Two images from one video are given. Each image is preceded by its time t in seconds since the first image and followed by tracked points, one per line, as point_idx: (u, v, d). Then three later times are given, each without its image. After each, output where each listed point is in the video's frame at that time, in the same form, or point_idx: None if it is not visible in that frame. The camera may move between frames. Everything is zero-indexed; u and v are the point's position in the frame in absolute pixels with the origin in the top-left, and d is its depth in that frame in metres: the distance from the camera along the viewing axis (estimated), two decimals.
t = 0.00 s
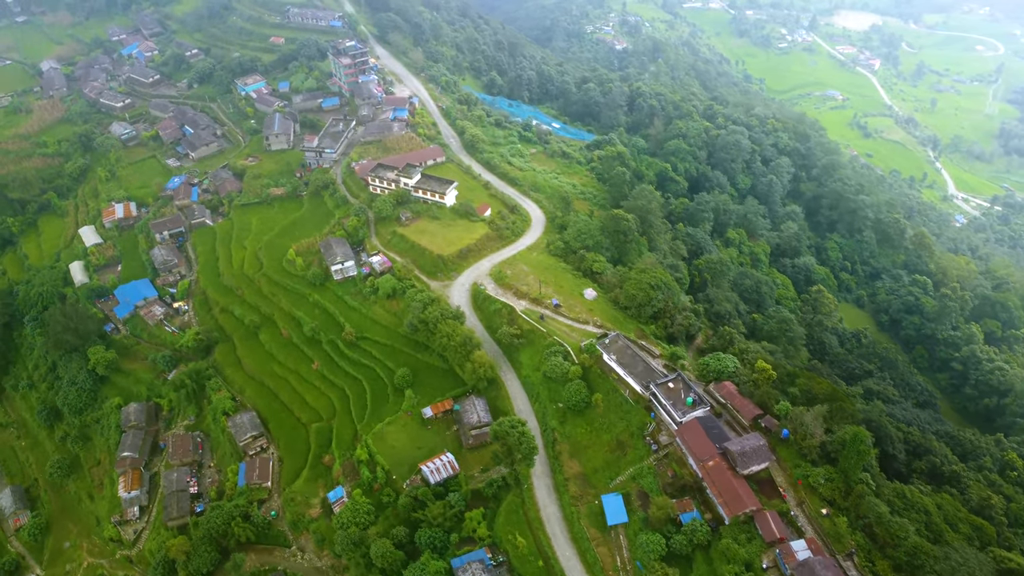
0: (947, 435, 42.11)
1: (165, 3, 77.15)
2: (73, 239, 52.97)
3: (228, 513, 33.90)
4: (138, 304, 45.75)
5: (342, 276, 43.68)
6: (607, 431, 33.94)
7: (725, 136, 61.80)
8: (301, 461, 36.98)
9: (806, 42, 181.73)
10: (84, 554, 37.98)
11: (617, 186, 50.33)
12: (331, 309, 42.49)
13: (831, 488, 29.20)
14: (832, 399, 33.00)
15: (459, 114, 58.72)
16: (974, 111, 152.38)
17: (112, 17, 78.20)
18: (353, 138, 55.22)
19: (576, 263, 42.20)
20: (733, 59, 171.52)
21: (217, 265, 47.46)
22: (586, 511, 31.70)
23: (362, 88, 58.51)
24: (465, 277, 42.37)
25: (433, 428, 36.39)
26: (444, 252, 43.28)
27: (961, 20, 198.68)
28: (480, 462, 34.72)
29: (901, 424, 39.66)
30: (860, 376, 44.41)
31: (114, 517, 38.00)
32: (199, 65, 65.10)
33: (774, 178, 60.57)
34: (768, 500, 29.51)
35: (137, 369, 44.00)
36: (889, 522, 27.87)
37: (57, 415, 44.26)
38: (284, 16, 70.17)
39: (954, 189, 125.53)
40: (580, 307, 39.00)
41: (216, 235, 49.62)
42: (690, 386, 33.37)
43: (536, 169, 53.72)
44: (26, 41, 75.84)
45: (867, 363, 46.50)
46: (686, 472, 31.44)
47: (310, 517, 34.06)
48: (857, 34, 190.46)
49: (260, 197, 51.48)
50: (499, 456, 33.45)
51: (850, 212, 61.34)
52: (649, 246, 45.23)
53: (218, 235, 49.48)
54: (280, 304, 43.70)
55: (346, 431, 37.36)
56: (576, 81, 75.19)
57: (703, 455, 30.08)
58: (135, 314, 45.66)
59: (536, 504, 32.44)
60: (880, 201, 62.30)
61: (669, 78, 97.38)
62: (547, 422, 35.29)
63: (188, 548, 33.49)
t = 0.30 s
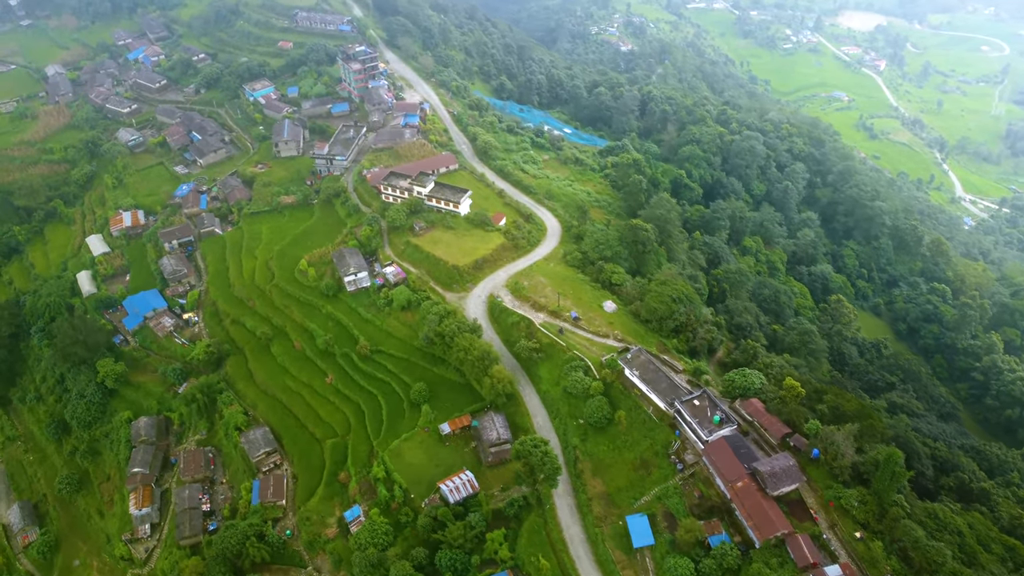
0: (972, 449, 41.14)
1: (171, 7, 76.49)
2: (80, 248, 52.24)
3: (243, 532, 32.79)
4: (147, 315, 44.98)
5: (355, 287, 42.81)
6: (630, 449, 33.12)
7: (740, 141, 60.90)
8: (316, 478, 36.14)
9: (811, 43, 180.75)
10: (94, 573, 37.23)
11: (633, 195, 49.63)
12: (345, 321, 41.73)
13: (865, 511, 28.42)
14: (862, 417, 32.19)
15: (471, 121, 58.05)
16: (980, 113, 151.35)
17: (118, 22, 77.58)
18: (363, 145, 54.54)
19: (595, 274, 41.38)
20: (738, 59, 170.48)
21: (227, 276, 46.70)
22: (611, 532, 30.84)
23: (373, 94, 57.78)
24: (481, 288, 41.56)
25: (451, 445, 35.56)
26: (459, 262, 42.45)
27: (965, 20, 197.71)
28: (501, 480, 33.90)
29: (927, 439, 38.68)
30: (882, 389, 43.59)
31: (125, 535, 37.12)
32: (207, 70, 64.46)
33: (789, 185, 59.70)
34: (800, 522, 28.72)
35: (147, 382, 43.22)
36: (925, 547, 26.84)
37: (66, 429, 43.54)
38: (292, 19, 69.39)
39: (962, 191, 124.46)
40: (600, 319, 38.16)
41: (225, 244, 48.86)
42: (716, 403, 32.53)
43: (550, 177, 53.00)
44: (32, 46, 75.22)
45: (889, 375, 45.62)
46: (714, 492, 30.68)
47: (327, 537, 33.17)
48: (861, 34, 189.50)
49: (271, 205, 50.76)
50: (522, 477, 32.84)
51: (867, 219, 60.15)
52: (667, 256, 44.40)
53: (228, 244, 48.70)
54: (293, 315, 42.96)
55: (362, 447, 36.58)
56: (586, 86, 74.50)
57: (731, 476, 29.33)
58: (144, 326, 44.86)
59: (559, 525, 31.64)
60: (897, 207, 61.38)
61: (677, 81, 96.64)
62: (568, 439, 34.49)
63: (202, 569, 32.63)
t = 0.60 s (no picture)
0: (999, 464, 40.11)
1: (178, 12, 75.93)
2: (88, 257, 51.53)
3: (257, 551, 31.81)
4: (157, 326, 44.25)
5: (370, 298, 42.17)
6: (655, 468, 32.30)
7: (755, 148, 60.08)
8: (331, 495, 35.24)
9: (816, 43, 179.66)
10: None
11: (649, 203, 48.92)
12: (359, 333, 40.98)
13: (901, 535, 27.47)
14: (893, 436, 31.41)
15: (483, 127, 57.35)
16: (986, 114, 150.42)
17: (124, 26, 77.04)
18: (374, 152, 53.81)
19: (614, 286, 40.64)
20: (742, 60, 169.47)
21: (238, 286, 45.98)
22: (636, 554, 29.89)
23: (383, 99, 57.11)
24: (498, 300, 40.75)
25: (470, 463, 34.68)
26: (476, 274, 41.68)
27: (970, 20, 196.69)
28: (522, 499, 33.03)
29: (954, 455, 37.65)
30: (906, 402, 42.68)
31: (136, 552, 36.37)
32: (215, 75, 63.85)
33: (805, 191, 58.88)
34: (833, 546, 27.83)
35: (157, 395, 42.50)
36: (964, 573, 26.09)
37: (74, 442, 42.82)
38: (300, 23, 68.73)
39: (970, 194, 123.43)
40: (620, 333, 37.39)
41: (236, 253, 48.14)
42: (743, 421, 31.74)
43: (564, 184, 52.27)
44: (37, 50, 74.56)
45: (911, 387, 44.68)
46: (743, 514, 29.85)
47: (344, 558, 32.07)
48: (866, 35, 188.43)
49: (281, 214, 50.09)
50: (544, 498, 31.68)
51: (884, 226, 59.08)
52: (687, 267, 43.59)
53: (238, 254, 47.97)
54: (306, 327, 42.23)
55: (378, 464, 35.72)
56: (597, 90, 73.78)
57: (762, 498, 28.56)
58: (154, 338, 44.10)
59: (582, 546, 30.70)
60: (914, 214, 60.42)
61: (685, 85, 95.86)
62: (590, 457, 33.62)
63: None
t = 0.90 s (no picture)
0: None
1: (186, 16, 75.41)
2: (96, 266, 50.83)
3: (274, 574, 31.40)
4: (168, 338, 43.43)
5: (384, 310, 41.30)
6: (681, 487, 31.43)
7: (771, 154, 59.23)
8: (348, 514, 34.40)
9: (821, 44, 178.69)
10: None
11: (665, 211, 48.23)
12: (374, 346, 40.20)
13: (939, 561, 26.52)
14: (926, 456, 30.52)
15: (496, 133, 56.64)
16: (992, 116, 149.50)
17: (131, 30, 76.49)
18: (386, 159, 53.10)
19: (633, 298, 39.86)
20: (747, 61, 168.65)
21: (249, 297, 45.25)
22: None
23: (394, 105, 56.39)
24: (515, 312, 39.95)
25: (490, 481, 33.77)
26: (492, 285, 40.90)
27: (975, 21, 195.65)
28: (544, 519, 32.07)
29: (983, 472, 36.53)
30: (930, 416, 41.74)
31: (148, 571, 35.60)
32: (223, 80, 63.36)
33: (822, 198, 58.00)
34: (869, 571, 26.96)
35: (168, 409, 41.74)
36: None
37: (84, 456, 42.14)
38: (309, 28, 68.26)
39: (977, 197, 122.35)
40: (642, 347, 36.58)
41: (246, 263, 47.42)
42: (772, 440, 30.91)
43: (578, 192, 51.54)
44: (43, 55, 73.96)
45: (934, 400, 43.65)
46: (774, 537, 29.01)
47: None
48: (872, 35, 187.36)
49: (292, 222, 49.37)
50: (567, 519, 31.12)
51: (902, 234, 58.22)
52: (707, 278, 42.79)
53: (249, 263, 47.24)
54: (320, 340, 41.49)
55: (396, 482, 34.88)
56: (607, 95, 73.11)
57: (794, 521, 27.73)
58: (164, 350, 43.26)
59: (608, 569, 29.86)
60: (932, 221, 59.49)
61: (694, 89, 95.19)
62: (614, 476, 32.80)
63: None
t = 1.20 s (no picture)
0: None
1: (191, 21, 74.88)
2: (102, 276, 50.03)
3: None
4: (176, 352, 42.64)
5: (398, 324, 40.54)
6: (706, 510, 30.54)
7: (786, 162, 58.51)
8: (364, 535, 33.45)
9: (825, 47, 177.83)
10: None
11: (682, 222, 47.59)
12: (388, 362, 39.43)
13: None
14: (960, 478, 29.68)
15: (507, 141, 56.01)
16: (998, 119, 148.70)
17: (135, 35, 75.83)
18: (397, 168, 52.41)
19: (653, 313, 39.18)
20: (751, 64, 167.95)
21: (260, 310, 44.57)
22: None
23: (404, 113, 55.71)
24: (532, 327, 39.14)
25: (509, 503, 32.79)
26: (508, 299, 40.10)
27: (979, 23, 194.86)
28: (565, 541, 31.22)
29: (1013, 492, 35.57)
30: (955, 433, 40.80)
31: None
32: (230, 87, 62.89)
33: (838, 207, 57.27)
34: None
35: (177, 425, 40.82)
36: None
37: (91, 473, 41.34)
38: (317, 34, 67.77)
39: (984, 201, 121.26)
40: (663, 364, 35.79)
41: (256, 275, 46.74)
42: (801, 462, 29.94)
43: (592, 201, 50.79)
44: (48, 61, 73.39)
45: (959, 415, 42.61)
46: (804, 563, 28.12)
47: None
48: (875, 38, 186.58)
49: (302, 233, 48.69)
50: (591, 544, 30.21)
51: (919, 243, 57.43)
52: (727, 291, 42.05)
53: (259, 276, 46.53)
54: (332, 355, 40.74)
55: (413, 502, 33.95)
56: (617, 101, 72.50)
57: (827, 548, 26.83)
58: (173, 364, 42.45)
59: None
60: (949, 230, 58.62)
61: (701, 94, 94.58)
62: (637, 497, 31.94)
63: None
